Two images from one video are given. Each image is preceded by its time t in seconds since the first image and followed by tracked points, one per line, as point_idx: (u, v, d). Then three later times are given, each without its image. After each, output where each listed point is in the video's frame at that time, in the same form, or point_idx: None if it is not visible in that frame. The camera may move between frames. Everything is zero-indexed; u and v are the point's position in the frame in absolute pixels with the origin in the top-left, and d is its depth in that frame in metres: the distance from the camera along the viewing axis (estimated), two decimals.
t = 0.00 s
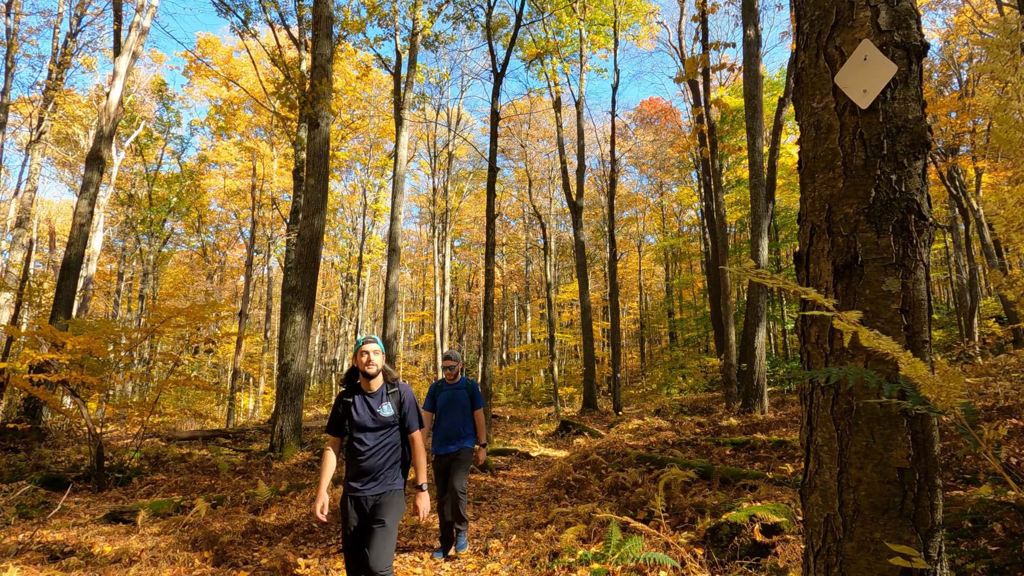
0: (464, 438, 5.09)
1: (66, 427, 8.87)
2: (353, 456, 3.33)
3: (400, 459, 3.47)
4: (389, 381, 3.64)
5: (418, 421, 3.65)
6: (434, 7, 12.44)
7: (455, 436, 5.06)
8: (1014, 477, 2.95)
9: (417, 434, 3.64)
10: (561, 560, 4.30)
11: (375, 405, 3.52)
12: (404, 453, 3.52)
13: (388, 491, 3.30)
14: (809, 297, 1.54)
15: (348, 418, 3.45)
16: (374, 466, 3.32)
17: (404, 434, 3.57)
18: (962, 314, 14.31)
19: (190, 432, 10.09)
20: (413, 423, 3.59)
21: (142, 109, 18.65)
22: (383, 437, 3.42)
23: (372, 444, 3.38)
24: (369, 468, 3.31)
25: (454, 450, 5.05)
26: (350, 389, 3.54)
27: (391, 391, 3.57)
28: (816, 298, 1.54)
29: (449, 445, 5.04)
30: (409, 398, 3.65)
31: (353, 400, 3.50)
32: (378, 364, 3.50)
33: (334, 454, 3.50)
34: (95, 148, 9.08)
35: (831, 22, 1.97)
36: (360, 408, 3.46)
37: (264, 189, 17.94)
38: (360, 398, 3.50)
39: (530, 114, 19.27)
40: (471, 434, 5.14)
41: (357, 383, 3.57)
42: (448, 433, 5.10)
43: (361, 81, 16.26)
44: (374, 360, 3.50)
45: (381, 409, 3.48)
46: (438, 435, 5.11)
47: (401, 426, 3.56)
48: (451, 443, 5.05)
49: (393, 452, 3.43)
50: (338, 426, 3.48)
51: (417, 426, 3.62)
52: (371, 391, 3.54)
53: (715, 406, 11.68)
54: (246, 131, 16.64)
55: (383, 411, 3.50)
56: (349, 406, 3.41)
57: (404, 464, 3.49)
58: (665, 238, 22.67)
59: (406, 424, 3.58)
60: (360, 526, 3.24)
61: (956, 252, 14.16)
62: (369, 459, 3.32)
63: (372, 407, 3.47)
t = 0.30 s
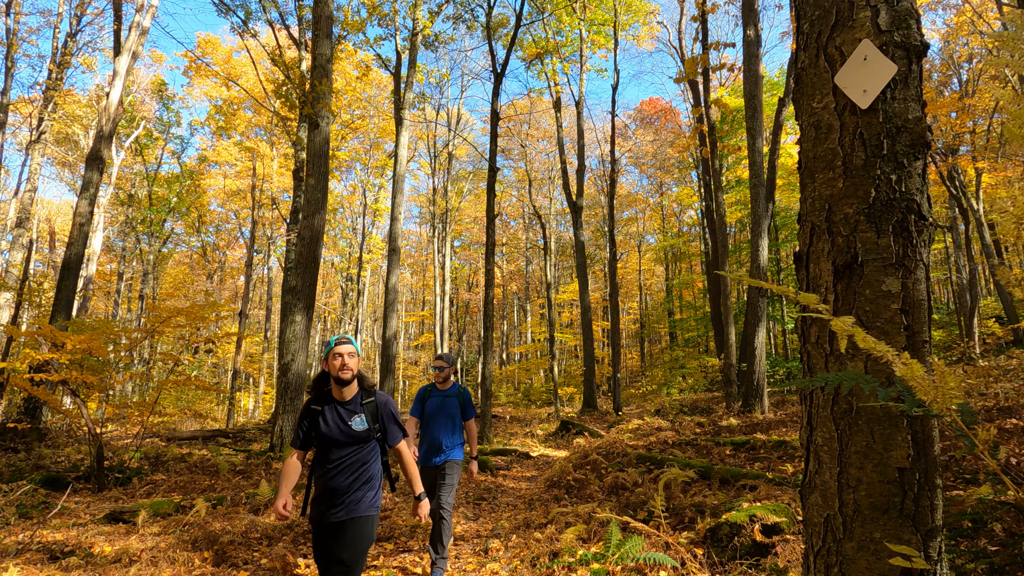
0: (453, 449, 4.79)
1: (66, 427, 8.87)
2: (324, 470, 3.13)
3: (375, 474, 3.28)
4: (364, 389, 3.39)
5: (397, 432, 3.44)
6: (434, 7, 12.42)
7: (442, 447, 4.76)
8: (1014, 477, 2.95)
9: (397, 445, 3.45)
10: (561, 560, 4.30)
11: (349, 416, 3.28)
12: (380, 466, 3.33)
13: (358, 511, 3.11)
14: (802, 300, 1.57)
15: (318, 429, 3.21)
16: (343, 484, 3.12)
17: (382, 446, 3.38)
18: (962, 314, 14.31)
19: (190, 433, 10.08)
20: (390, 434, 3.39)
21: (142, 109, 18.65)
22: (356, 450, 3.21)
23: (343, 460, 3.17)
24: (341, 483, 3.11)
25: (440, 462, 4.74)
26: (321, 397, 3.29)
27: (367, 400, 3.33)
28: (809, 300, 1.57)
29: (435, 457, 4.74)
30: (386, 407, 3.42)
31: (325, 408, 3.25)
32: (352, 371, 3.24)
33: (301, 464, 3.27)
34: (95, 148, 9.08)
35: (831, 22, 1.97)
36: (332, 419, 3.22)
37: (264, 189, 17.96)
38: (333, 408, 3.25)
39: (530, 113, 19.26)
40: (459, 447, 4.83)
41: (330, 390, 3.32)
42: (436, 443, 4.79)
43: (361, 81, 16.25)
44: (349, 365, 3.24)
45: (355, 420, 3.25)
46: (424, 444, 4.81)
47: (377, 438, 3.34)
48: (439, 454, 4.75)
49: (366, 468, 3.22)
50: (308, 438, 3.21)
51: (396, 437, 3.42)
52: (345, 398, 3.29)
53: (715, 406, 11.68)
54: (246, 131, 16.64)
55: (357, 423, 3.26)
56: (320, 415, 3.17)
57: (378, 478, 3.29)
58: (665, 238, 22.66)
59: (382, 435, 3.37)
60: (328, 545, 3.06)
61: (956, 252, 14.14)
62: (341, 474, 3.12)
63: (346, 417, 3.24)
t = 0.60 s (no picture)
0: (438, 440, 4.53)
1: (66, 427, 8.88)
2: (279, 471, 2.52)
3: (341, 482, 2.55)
4: (339, 375, 2.70)
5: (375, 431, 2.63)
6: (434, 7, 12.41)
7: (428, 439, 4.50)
8: (1014, 477, 2.95)
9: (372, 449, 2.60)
10: (561, 560, 4.30)
11: (315, 408, 2.60)
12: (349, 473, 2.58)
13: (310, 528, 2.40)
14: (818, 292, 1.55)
15: (278, 421, 2.60)
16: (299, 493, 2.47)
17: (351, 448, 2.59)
18: (962, 314, 14.31)
19: (191, 433, 10.09)
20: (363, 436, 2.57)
21: (142, 109, 18.65)
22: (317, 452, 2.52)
23: (302, 462, 2.50)
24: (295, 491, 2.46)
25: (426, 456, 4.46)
26: (288, 382, 2.68)
27: (336, 389, 2.62)
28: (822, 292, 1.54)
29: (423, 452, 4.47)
30: (362, 399, 2.66)
31: (289, 395, 2.64)
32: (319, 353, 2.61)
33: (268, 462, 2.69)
34: (95, 148, 9.09)
35: (830, 22, 1.97)
36: (294, 411, 2.57)
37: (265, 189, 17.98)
38: (296, 397, 2.62)
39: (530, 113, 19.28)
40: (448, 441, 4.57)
41: (299, 375, 2.70)
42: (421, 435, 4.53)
43: (361, 81, 16.25)
44: (319, 348, 2.62)
45: (320, 414, 2.57)
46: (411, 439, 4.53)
47: (347, 438, 2.59)
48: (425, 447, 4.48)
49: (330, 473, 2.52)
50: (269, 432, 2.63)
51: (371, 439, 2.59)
52: (315, 385, 2.64)
53: (714, 406, 11.67)
54: (246, 131, 16.66)
55: (322, 418, 2.57)
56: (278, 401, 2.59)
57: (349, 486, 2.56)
58: (665, 238, 22.68)
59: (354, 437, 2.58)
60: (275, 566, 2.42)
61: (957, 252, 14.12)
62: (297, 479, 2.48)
63: (309, 408, 2.58)
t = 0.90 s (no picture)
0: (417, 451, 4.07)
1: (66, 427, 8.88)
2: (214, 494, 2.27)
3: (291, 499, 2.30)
4: (277, 380, 2.44)
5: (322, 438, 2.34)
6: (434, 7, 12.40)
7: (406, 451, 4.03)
8: (1014, 477, 2.94)
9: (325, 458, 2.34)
10: (561, 560, 4.30)
11: (248, 421, 2.34)
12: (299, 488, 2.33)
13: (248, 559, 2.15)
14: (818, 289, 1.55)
15: (211, 437, 2.36)
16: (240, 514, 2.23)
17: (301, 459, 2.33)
18: (962, 314, 14.31)
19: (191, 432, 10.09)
20: (303, 446, 2.28)
21: (142, 109, 18.65)
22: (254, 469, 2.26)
23: (241, 483, 2.26)
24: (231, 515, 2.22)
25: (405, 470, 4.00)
26: (221, 394, 2.45)
27: (273, 398, 2.35)
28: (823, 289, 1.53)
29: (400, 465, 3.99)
30: (304, 403, 2.38)
31: (221, 408, 2.40)
32: (246, 361, 2.35)
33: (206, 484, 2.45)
34: (95, 148, 9.08)
35: (830, 22, 1.97)
36: (226, 426, 2.33)
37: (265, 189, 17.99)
38: (230, 410, 2.38)
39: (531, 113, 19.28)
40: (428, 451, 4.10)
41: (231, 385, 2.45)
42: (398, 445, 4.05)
43: (361, 81, 16.25)
44: (247, 352, 2.36)
45: (255, 426, 2.31)
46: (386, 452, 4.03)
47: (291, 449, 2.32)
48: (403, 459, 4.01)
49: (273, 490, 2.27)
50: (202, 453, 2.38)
51: (314, 449, 2.29)
52: (247, 395, 2.38)
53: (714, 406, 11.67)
54: (246, 131, 16.66)
55: (256, 431, 2.30)
56: (208, 417, 2.36)
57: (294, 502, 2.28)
58: (665, 238, 22.68)
59: (293, 450, 2.29)
60: None
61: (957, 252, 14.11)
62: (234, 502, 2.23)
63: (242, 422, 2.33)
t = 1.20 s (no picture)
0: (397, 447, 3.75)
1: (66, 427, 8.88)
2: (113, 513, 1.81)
3: (218, 516, 1.91)
4: (198, 370, 1.99)
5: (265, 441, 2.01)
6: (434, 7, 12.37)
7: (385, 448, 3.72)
8: (1014, 476, 2.95)
9: (264, 464, 2.03)
10: (561, 560, 4.30)
11: (158, 419, 1.88)
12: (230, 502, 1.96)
13: None
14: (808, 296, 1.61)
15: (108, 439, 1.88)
16: (146, 537, 1.79)
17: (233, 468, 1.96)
18: (962, 314, 14.31)
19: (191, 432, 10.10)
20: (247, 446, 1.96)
21: (142, 109, 18.64)
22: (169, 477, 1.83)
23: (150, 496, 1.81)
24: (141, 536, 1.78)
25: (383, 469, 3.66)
26: (124, 384, 1.98)
27: (195, 392, 1.92)
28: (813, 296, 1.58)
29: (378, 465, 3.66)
30: (237, 399, 1.99)
31: (121, 404, 1.92)
32: (149, 344, 1.87)
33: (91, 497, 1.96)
34: (95, 148, 9.08)
35: (831, 22, 1.97)
36: (128, 425, 1.86)
37: (264, 189, 18.00)
38: (132, 404, 1.91)
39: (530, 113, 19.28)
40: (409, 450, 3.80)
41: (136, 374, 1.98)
42: (376, 442, 3.74)
43: (361, 81, 16.24)
44: (154, 334, 1.90)
45: (170, 426, 1.87)
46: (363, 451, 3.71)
47: (223, 452, 1.94)
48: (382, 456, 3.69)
49: (193, 506, 1.85)
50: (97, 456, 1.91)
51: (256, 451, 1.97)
52: (158, 387, 1.92)
53: (715, 406, 11.68)
54: (246, 131, 16.66)
55: (173, 431, 1.87)
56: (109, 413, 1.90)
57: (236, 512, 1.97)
58: (665, 237, 22.69)
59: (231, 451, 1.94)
60: None
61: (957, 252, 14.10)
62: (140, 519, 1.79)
63: (152, 420, 1.87)
